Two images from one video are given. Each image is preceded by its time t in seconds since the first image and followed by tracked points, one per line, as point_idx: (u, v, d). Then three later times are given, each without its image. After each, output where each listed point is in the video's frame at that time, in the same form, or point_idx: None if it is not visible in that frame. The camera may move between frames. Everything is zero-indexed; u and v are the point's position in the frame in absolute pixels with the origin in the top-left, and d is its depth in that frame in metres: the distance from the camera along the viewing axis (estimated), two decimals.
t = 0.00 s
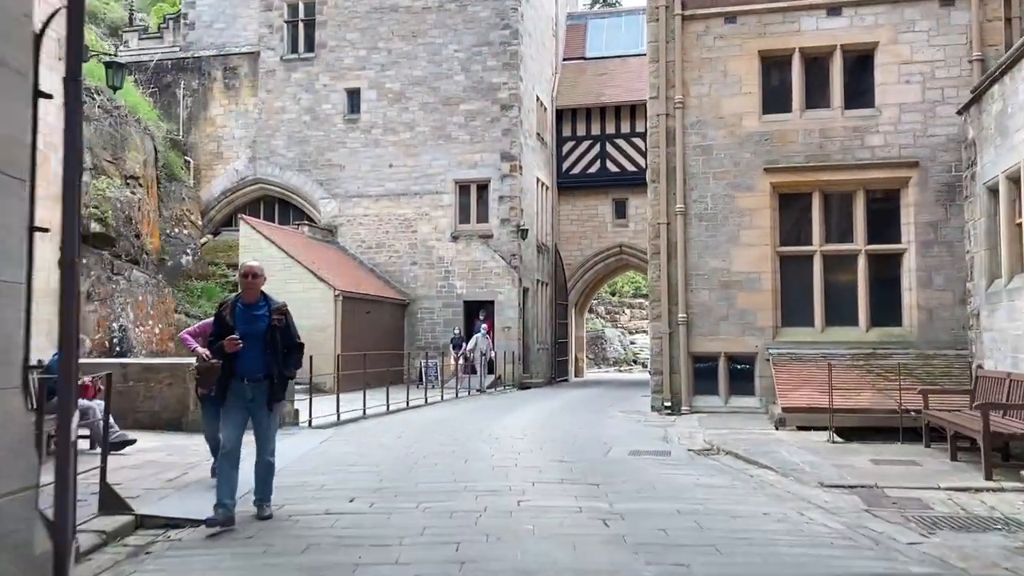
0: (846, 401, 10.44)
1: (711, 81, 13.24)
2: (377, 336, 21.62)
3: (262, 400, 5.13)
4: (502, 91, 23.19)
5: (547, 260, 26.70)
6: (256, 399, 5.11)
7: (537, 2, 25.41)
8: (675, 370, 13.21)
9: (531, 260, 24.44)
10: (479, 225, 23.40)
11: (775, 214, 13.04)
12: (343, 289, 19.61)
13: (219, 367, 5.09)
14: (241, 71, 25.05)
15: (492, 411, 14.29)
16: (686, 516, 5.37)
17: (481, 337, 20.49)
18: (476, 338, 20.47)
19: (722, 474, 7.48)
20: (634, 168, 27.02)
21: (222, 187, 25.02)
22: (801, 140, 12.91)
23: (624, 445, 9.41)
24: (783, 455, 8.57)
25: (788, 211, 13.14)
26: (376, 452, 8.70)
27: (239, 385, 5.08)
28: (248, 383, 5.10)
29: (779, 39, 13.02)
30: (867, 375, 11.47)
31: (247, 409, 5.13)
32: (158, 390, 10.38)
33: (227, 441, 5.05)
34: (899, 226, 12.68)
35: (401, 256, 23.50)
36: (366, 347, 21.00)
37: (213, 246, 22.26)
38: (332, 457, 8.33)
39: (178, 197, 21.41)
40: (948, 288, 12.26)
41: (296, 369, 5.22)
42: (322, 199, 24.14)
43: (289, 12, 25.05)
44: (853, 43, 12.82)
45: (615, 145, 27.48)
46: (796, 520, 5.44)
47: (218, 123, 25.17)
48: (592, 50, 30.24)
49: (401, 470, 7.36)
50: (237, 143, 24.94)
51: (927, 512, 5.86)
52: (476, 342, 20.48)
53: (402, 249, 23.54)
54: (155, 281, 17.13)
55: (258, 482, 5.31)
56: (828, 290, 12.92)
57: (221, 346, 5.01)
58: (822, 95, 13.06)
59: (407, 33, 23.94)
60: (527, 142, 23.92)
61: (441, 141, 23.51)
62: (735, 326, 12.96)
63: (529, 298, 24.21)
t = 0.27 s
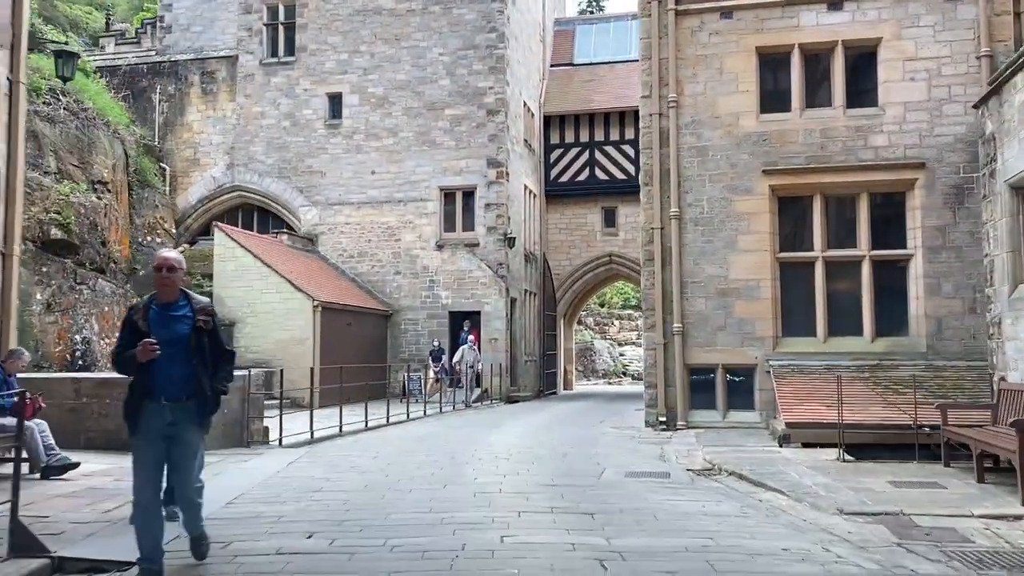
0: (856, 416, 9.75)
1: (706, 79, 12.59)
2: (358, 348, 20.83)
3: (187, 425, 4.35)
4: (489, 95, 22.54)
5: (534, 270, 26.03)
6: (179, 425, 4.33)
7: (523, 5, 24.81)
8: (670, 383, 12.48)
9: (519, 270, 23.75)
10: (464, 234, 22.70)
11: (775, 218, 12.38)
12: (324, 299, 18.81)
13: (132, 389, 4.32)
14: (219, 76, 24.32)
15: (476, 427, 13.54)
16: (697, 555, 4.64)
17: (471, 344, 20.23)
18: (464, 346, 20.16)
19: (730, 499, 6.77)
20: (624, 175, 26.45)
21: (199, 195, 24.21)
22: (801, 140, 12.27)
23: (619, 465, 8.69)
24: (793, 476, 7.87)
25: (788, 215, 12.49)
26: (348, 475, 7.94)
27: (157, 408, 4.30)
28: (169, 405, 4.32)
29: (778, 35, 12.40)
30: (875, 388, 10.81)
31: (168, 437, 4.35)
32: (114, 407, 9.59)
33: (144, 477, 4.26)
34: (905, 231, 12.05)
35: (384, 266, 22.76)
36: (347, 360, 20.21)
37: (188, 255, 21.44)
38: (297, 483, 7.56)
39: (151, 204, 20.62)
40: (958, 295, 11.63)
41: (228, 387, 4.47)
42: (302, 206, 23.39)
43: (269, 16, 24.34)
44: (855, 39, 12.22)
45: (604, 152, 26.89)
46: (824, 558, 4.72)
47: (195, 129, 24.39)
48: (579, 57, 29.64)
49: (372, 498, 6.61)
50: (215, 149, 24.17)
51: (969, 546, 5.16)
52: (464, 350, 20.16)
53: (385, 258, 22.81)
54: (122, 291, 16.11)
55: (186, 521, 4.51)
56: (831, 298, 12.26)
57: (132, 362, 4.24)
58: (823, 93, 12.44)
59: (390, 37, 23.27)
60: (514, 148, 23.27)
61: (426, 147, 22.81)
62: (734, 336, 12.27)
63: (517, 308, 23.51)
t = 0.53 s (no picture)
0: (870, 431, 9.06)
1: (707, 73, 11.93)
2: (343, 358, 20.03)
3: (81, 450, 3.83)
4: (479, 97, 21.86)
5: (526, 277, 25.32)
6: (71, 449, 3.82)
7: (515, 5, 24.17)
8: (670, 396, 11.75)
9: (510, 277, 23.04)
10: (453, 239, 21.97)
11: (780, 220, 11.71)
12: (306, 306, 18.04)
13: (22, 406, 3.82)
14: (201, 76, 23.59)
15: (464, 441, 12.78)
16: None
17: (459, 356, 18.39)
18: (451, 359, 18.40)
19: (744, 527, 6.05)
20: (618, 181, 25.86)
21: (180, 200, 23.41)
22: (808, 137, 11.60)
23: (618, 486, 7.96)
24: (810, 498, 7.15)
25: (794, 217, 11.82)
26: (319, 498, 7.19)
27: (45, 432, 3.80)
28: (59, 427, 3.80)
29: (783, 26, 11.75)
30: (889, 401, 10.11)
31: (60, 464, 3.82)
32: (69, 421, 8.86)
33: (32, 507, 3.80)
34: (918, 233, 11.38)
35: (370, 273, 22.02)
36: (331, 370, 19.39)
37: (166, 262, 20.65)
38: (262, 507, 6.81)
39: (126, 208, 19.82)
40: (975, 302, 10.97)
41: (137, 410, 4.03)
42: (286, 211, 22.64)
43: (252, 15, 23.63)
44: (865, 31, 11.57)
45: (597, 156, 26.22)
46: None
47: (175, 131, 23.60)
48: (572, 59, 28.98)
49: (342, 527, 5.85)
50: (196, 152, 23.40)
51: None
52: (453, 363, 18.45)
53: (371, 264, 22.06)
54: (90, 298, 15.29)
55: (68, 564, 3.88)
56: (839, 305, 11.58)
57: (15, 372, 3.72)
58: (830, 88, 11.78)
59: (377, 37, 22.58)
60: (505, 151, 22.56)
61: (414, 150, 22.10)
62: (737, 345, 11.57)
63: (507, 317, 22.78)
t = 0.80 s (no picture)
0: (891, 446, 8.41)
1: (709, 67, 11.31)
2: (327, 368, 19.29)
3: None
4: (470, 99, 21.22)
5: (518, 285, 24.66)
6: None
7: (507, 6, 23.57)
8: (671, 408, 11.06)
9: (502, 285, 22.37)
10: (443, 245, 21.30)
11: (787, 221, 11.07)
12: (288, 314, 17.33)
13: None
14: (184, 77, 22.92)
15: (453, 455, 12.07)
16: None
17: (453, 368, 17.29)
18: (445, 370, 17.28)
19: (763, 558, 5.36)
20: (613, 186, 25.32)
21: (161, 204, 22.68)
22: (816, 134, 10.98)
23: (618, 508, 7.28)
24: (832, 522, 6.46)
25: (802, 218, 11.18)
26: (288, 523, 6.49)
27: None
28: None
29: (789, 18, 11.14)
30: (907, 413, 9.46)
31: None
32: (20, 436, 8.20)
33: None
34: (933, 236, 10.76)
35: (357, 279, 21.34)
36: (315, 381, 18.65)
37: (146, 268, 19.92)
38: (223, 534, 6.12)
39: (104, 211, 19.08)
40: (994, 308, 10.34)
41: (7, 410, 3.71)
42: (270, 216, 21.94)
43: (237, 15, 22.99)
44: (876, 23, 10.97)
45: (591, 161, 25.62)
46: None
47: (157, 134, 22.89)
48: (565, 63, 28.46)
49: (306, 560, 5.14)
50: (179, 155, 22.70)
51: None
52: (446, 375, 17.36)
53: (359, 271, 21.39)
54: (60, 301, 14.57)
55: None
56: (850, 312, 10.93)
57: None
58: (839, 83, 11.17)
59: (365, 37, 21.95)
60: (497, 155, 21.92)
61: (403, 153, 21.44)
62: (742, 353, 10.92)
63: (499, 325, 22.09)
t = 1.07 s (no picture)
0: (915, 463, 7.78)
1: (714, 60, 10.69)
2: (312, 378, 18.57)
3: None
4: (462, 101, 20.60)
5: (511, 293, 23.99)
6: None
7: (500, 6, 22.99)
8: (673, 421, 10.38)
9: (494, 293, 21.72)
10: (434, 251, 20.63)
11: (796, 223, 10.43)
12: (271, 321, 16.62)
13: None
14: (167, 78, 22.24)
15: (441, 471, 11.35)
16: None
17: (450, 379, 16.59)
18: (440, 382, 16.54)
19: None
20: (608, 192, 24.81)
21: (142, 208, 21.94)
22: (827, 131, 10.37)
23: (620, 533, 6.59)
24: (861, 550, 5.79)
25: (812, 219, 10.55)
26: (252, 552, 5.78)
27: None
28: None
29: (798, 8, 10.54)
30: (928, 428, 8.82)
31: None
32: None
33: None
34: (951, 239, 10.14)
35: (345, 286, 20.65)
36: (300, 392, 17.92)
37: (125, 274, 19.17)
38: (175, 565, 5.41)
39: (78, 215, 18.18)
40: (1017, 315, 9.72)
41: None
42: (255, 221, 21.25)
43: (223, 14, 22.34)
44: (889, 14, 10.38)
45: (586, 166, 25.04)
46: None
47: (139, 136, 22.17)
48: (561, 66, 27.88)
49: None
50: (161, 158, 21.98)
51: None
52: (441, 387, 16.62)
53: (346, 278, 20.69)
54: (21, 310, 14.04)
55: None
56: (863, 319, 10.29)
57: None
58: (851, 78, 10.56)
59: (354, 37, 21.32)
60: (489, 159, 21.29)
61: (393, 156, 20.79)
62: (749, 363, 10.26)
63: (491, 334, 21.40)
